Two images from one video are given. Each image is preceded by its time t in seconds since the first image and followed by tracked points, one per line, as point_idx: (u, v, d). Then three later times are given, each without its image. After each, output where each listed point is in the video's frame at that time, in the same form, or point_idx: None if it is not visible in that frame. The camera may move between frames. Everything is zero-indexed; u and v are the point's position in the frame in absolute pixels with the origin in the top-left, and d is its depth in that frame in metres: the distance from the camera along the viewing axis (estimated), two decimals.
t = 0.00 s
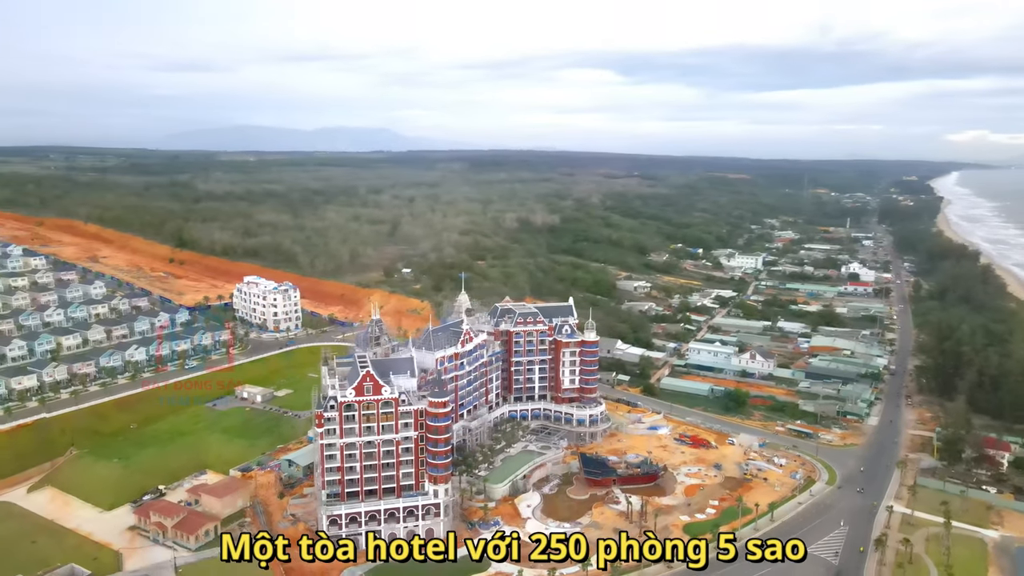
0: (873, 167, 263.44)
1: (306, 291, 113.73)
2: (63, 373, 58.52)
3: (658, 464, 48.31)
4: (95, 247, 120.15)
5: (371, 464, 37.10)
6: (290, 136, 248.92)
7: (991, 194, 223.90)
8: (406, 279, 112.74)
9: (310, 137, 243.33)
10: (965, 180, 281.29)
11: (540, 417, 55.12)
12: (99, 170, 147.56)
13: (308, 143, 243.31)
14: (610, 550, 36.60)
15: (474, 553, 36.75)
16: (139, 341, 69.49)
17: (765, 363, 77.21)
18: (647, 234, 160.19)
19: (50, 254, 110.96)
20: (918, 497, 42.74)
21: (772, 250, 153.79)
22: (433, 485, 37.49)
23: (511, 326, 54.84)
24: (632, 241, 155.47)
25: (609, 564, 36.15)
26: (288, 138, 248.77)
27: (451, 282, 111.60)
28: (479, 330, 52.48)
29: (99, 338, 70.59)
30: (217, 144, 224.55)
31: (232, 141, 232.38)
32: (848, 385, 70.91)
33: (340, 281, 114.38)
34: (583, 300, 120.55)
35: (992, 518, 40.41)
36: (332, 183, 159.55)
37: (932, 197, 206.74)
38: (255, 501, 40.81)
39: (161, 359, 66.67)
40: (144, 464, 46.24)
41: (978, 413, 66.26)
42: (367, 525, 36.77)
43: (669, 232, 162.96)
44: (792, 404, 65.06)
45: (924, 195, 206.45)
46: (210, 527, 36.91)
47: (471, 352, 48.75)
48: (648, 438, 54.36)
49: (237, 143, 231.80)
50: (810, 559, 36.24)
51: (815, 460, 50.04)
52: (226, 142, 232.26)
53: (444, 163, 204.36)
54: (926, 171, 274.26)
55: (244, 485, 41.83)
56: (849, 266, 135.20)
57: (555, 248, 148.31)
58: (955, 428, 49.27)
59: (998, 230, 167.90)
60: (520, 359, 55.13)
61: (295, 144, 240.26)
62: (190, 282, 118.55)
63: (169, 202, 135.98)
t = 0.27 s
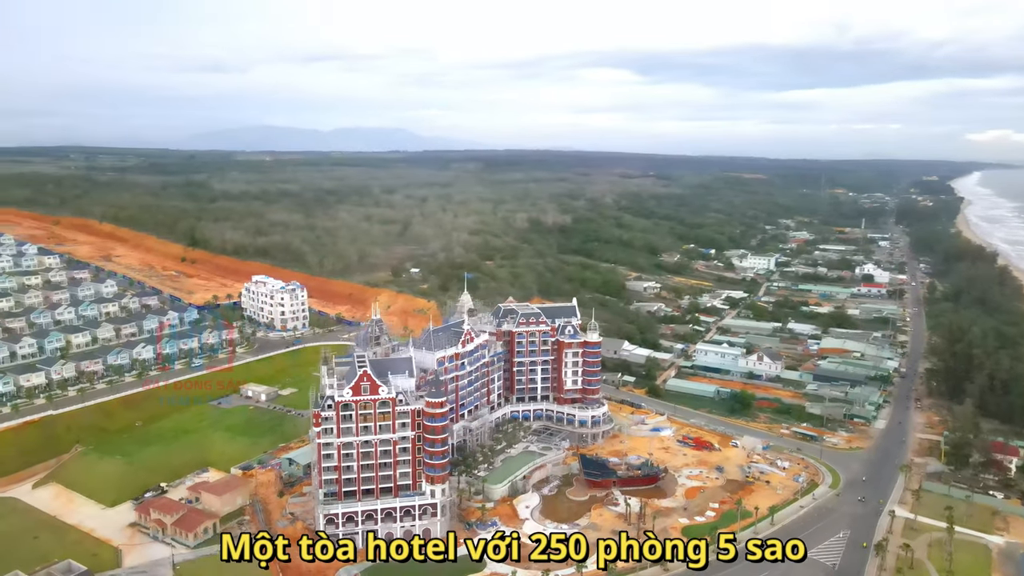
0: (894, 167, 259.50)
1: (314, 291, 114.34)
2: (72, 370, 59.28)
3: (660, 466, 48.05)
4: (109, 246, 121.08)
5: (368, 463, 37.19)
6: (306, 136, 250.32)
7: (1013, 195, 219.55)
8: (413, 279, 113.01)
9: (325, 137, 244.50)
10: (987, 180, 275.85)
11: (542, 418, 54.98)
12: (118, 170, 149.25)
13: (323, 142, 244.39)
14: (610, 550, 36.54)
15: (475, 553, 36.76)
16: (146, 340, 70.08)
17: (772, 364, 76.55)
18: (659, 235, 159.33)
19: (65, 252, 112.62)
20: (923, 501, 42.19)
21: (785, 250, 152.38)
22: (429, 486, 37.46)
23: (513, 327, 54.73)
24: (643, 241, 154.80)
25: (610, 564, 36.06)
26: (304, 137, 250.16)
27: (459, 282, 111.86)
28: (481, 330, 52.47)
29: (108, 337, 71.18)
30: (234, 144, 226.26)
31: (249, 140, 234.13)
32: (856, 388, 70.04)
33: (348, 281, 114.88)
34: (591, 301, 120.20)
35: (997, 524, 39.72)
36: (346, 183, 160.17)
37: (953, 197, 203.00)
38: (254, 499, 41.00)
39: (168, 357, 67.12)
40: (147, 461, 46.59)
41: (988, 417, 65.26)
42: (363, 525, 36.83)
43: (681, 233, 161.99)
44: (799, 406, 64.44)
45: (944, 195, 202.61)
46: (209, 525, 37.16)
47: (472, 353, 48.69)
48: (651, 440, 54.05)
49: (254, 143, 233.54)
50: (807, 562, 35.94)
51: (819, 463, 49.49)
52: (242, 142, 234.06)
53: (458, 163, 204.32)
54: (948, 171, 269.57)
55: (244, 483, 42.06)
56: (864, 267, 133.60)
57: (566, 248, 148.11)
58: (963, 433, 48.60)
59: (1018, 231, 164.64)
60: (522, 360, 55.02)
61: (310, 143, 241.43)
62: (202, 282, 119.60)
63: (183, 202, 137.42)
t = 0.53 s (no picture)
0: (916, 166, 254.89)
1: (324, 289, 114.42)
2: (80, 367, 60.00)
3: (661, 467, 47.76)
4: (124, 244, 122.18)
5: (365, 462, 37.31)
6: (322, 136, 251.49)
7: None
8: (421, 278, 113.27)
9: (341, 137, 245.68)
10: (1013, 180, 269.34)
11: (544, 418, 54.87)
12: (138, 170, 151.27)
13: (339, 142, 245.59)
14: (610, 550, 36.39)
15: (475, 553, 36.74)
16: (154, 338, 70.60)
17: (780, 366, 75.88)
18: (672, 235, 158.23)
19: (80, 250, 113.58)
20: (927, 505, 41.73)
21: (800, 251, 150.22)
22: (426, 485, 37.47)
23: (516, 327, 54.64)
24: (656, 241, 153.93)
25: (610, 563, 35.97)
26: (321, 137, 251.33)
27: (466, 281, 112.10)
28: (482, 330, 52.42)
29: (117, 334, 71.74)
30: (250, 143, 227.91)
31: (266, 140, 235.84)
32: (864, 390, 69.12)
33: (357, 280, 115.48)
34: (600, 302, 119.76)
35: (1003, 529, 39.02)
36: (360, 183, 160.92)
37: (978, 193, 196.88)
38: (254, 496, 41.23)
39: (175, 355, 67.46)
40: (150, 457, 46.96)
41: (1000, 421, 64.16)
42: (360, 523, 36.91)
43: (693, 232, 160.70)
44: (805, 408, 63.82)
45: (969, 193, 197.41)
46: (207, 521, 37.44)
47: (473, 352, 48.66)
48: (654, 441, 53.72)
49: (270, 142, 235.10)
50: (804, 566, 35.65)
51: (823, 466, 48.94)
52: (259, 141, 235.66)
53: (474, 162, 204.12)
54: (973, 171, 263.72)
55: (244, 481, 42.28)
56: (879, 268, 131.60)
57: (576, 248, 147.73)
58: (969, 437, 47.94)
59: None
60: (524, 360, 54.87)
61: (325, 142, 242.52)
62: (213, 280, 120.69)
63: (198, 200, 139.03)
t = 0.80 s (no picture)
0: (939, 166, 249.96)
1: (332, 288, 115.45)
2: (88, 364, 60.95)
3: (662, 468, 47.43)
4: (139, 241, 123.53)
5: (362, 460, 37.30)
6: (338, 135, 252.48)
7: None
8: (429, 277, 113.64)
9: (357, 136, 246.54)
10: None
11: (546, 418, 54.86)
12: (156, 169, 152.97)
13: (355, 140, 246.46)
14: (610, 550, 36.24)
15: (474, 553, 36.68)
16: (164, 335, 71.22)
17: (788, 367, 75.16)
18: (685, 234, 157.02)
19: (94, 248, 114.93)
20: (931, 509, 41.16)
21: (815, 252, 146.16)
22: (422, 484, 37.53)
23: (518, 326, 54.55)
24: (668, 241, 152.97)
25: (609, 563, 35.85)
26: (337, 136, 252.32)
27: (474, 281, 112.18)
28: (484, 330, 52.35)
29: (127, 332, 72.63)
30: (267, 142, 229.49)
31: (282, 138, 237.27)
32: (873, 393, 68.18)
33: (365, 279, 116.52)
34: (609, 302, 119.27)
35: (1008, 535, 38.31)
36: (374, 182, 161.45)
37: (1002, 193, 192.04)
38: (253, 493, 41.44)
39: (183, 353, 67.93)
40: (153, 454, 47.39)
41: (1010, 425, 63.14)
42: (357, 521, 37.01)
43: (707, 232, 159.22)
44: (812, 410, 63.10)
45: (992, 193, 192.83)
46: (206, 518, 37.70)
47: (473, 352, 48.67)
48: (656, 442, 53.42)
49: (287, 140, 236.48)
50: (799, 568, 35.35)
51: (827, 469, 48.36)
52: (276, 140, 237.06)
53: (488, 162, 203.95)
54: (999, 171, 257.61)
55: (244, 478, 42.55)
56: (895, 270, 129.40)
57: (587, 248, 147.33)
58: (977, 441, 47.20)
59: None
60: (526, 360, 54.75)
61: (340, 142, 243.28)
62: (225, 279, 121.70)
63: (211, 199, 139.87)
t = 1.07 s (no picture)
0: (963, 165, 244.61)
1: (343, 285, 120.36)
2: (96, 360, 61.34)
3: (662, 469, 47.15)
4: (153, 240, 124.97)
5: (358, 458, 37.37)
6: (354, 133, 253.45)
7: None
8: (437, 276, 113.98)
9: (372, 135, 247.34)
10: None
11: (547, 417, 54.83)
12: (174, 168, 154.29)
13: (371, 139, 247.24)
14: (610, 551, 36.17)
15: (474, 553, 36.60)
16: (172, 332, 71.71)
17: (796, 369, 74.37)
18: (698, 234, 155.55)
19: (108, 247, 117.53)
20: (935, 513, 40.58)
21: (830, 252, 143.70)
22: (419, 483, 37.57)
23: (520, 326, 54.44)
24: (680, 241, 152.03)
25: (609, 564, 35.73)
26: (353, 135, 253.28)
27: (482, 280, 112.29)
28: (485, 329, 52.32)
29: (136, 329, 73.30)
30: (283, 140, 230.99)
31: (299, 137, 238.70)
32: (881, 396, 67.14)
33: (375, 279, 119.69)
34: (617, 303, 118.64)
35: (1014, 541, 37.58)
36: (389, 181, 161.75)
37: None
38: (252, 490, 41.65)
39: (189, 350, 68.57)
40: (157, 450, 47.75)
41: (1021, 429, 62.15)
42: (353, 519, 37.03)
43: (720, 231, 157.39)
44: (819, 413, 62.43)
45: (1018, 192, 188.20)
46: (204, 514, 37.95)
47: (474, 351, 48.74)
48: (659, 443, 53.12)
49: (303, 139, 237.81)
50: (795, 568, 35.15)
51: (830, 472, 47.79)
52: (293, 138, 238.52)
53: (502, 161, 203.18)
54: None
55: (244, 476, 42.84)
56: (911, 270, 127.05)
57: (598, 248, 146.91)
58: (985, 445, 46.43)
59: None
60: (528, 359, 54.64)
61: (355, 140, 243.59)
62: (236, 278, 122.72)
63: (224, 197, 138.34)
